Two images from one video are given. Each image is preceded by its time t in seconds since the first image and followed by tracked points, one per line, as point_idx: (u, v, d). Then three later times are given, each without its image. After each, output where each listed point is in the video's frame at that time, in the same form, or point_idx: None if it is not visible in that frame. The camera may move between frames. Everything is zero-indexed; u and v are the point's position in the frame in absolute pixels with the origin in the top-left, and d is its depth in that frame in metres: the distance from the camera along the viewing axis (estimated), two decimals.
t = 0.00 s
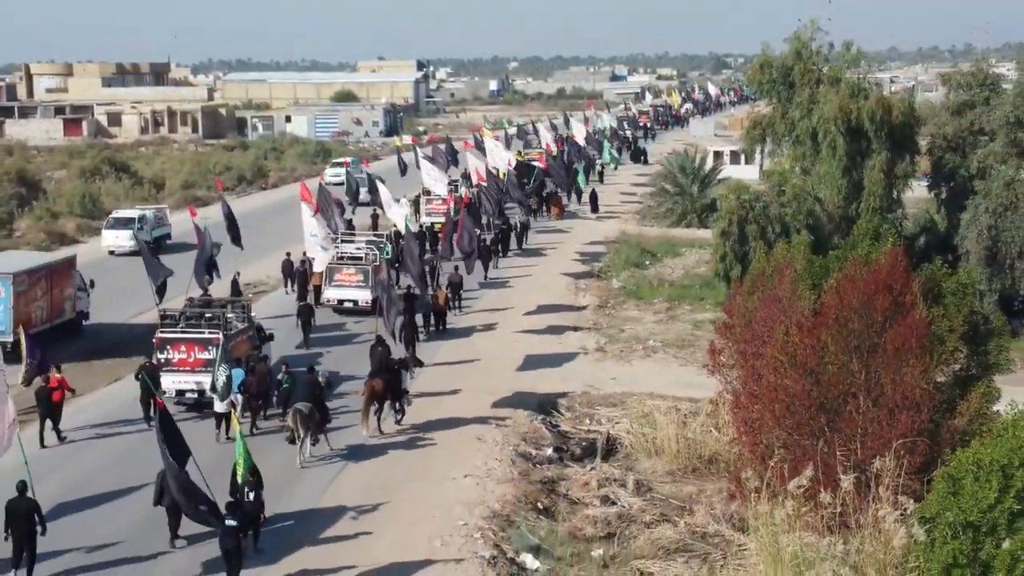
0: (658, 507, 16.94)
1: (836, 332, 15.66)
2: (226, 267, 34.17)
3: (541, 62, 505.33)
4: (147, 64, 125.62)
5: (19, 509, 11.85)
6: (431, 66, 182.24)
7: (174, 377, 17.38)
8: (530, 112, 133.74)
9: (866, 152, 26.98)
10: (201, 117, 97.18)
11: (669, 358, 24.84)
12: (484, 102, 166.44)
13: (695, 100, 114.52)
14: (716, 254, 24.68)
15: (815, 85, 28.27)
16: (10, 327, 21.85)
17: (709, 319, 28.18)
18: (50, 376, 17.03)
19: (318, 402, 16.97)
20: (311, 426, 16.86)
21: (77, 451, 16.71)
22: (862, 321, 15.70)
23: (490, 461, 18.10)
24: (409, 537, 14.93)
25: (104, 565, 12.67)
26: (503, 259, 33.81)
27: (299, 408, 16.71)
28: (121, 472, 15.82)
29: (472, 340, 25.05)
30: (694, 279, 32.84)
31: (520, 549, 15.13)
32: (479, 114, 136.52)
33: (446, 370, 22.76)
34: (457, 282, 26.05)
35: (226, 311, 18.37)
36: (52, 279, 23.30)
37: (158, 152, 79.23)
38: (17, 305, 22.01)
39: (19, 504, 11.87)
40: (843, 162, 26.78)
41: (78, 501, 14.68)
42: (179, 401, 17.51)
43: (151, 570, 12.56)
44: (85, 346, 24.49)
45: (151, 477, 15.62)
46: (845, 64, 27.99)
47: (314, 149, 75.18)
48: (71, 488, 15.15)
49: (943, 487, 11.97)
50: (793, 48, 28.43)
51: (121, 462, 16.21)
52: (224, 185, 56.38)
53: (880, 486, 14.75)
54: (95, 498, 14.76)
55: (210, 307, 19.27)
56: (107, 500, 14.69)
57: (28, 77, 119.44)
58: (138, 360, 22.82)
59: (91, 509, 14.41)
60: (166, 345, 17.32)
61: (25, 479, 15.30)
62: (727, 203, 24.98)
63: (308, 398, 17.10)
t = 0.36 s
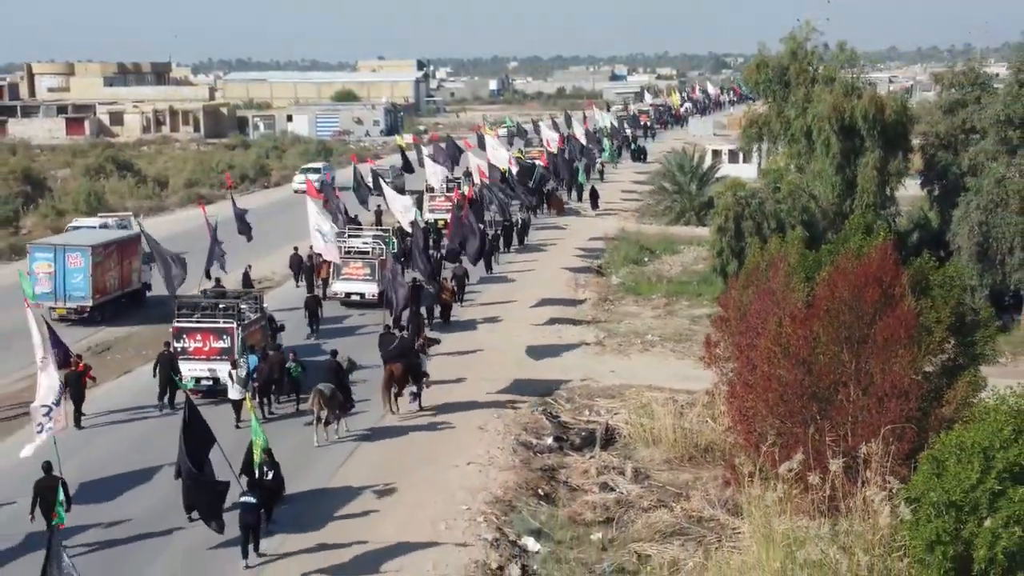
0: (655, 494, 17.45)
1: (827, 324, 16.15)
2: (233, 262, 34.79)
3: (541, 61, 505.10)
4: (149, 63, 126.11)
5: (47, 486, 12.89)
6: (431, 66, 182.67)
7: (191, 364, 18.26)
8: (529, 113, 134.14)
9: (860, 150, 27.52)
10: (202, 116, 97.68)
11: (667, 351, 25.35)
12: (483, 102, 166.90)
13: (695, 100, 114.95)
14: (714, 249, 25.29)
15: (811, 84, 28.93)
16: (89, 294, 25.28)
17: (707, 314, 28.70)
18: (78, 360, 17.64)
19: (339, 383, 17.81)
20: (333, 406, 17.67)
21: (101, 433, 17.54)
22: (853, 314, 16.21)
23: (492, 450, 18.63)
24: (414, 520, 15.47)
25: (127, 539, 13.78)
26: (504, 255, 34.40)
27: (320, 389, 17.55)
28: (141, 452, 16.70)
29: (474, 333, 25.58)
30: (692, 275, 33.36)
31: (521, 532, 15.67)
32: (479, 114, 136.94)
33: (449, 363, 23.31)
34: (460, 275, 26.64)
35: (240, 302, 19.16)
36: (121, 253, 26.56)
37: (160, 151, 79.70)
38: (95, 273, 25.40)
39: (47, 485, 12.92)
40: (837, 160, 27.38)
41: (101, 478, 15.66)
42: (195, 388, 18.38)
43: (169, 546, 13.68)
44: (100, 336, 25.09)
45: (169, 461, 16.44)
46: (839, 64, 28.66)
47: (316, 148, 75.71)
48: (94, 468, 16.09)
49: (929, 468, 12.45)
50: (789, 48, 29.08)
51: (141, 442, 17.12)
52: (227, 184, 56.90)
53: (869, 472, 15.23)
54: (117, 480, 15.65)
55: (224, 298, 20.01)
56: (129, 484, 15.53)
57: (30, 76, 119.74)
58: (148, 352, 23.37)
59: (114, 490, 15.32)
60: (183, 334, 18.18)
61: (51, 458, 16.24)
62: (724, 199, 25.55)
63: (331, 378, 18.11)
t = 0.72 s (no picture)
0: (652, 481, 17.93)
1: (820, 316, 16.62)
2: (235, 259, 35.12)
3: (541, 61, 505.33)
4: (150, 62, 126.72)
5: (69, 465, 13.37)
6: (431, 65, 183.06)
7: (205, 353, 19.08)
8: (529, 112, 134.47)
9: (854, 149, 28.10)
10: (203, 116, 98.11)
11: (665, 345, 25.79)
12: (484, 101, 167.24)
13: (695, 99, 115.27)
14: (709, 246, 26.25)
15: (806, 83, 29.53)
16: (149, 269, 28.70)
17: (704, 309, 29.12)
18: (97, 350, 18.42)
19: (360, 366, 18.57)
20: (355, 390, 18.48)
21: (116, 421, 18.19)
22: (845, 307, 16.69)
23: (493, 440, 19.08)
24: (418, 505, 15.97)
25: (144, 520, 14.44)
26: (505, 251, 34.89)
27: (341, 374, 18.37)
28: (157, 440, 17.31)
29: (475, 328, 26.04)
30: (690, 272, 33.80)
31: (522, 518, 16.16)
32: (479, 113, 137.32)
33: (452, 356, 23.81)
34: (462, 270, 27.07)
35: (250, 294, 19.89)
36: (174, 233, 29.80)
37: (162, 150, 80.14)
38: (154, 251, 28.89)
39: (70, 460, 13.34)
40: (830, 157, 27.99)
41: (120, 465, 16.24)
42: (210, 376, 19.14)
43: (186, 528, 14.34)
44: (108, 330, 25.61)
45: (183, 446, 17.02)
46: (833, 64, 29.24)
47: (317, 147, 76.16)
48: (109, 453, 16.72)
49: (914, 453, 12.93)
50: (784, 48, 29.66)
51: (157, 430, 17.73)
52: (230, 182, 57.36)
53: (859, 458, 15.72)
54: (131, 465, 16.29)
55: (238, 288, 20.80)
56: (144, 468, 16.18)
57: (31, 75, 120.20)
58: (156, 346, 23.86)
59: (130, 474, 15.99)
60: (197, 325, 18.98)
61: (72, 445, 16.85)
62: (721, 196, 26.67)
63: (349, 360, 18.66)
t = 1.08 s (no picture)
0: (650, 469, 18.41)
1: (813, 308, 17.13)
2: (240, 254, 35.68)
3: (541, 61, 505.76)
4: (151, 61, 127.32)
5: (93, 447, 14.02)
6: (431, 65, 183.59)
7: (216, 342, 19.85)
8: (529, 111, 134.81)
9: (847, 146, 29.06)
10: (205, 115, 98.66)
11: (663, 339, 26.29)
12: (484, 100, 167.74)
13: (695, 98, 115.76)
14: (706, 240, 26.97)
15: (802, 82, 30.26)
16: (200, 247, 30.93)
17: (702, 304, 29.63)
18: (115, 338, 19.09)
19: (380, 351, 19.54)
20: (376, 374, 19.47)
21: (132, 408, 18.84)
22: (838, 298, 17.22)
23: (495, 429, 19.58)
24: (423, 491, 16.46)
25: (161, 502, 15.07)
26: (506, 247, 35.45)
27: (362, 359, 19.30)
28: (172, 426, 17.96)
29: (476, 322, 26.54)
30: (688, 268, 34.30)
31: (523, 504, 16.67)
32: (479, 112, 137.81)
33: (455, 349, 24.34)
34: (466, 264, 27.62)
35: (264, 284, 20.53)
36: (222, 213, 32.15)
37: (164, 149, 80.68)
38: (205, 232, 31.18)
39: (96, 443, 13.96)
40: (827, 153, 29.00)
41: (137, 450, 16.89)
42: (224, 364, 19.91)
43: (201, 510, 14.94)
44: (118, 323, 26.13)
45: (196, 432, 17.66)
46: (828, 64, 29.97)
47: (319, 145, 76.68)
48: (126, 438, 17.36)
49: (902, 439, 13.53)
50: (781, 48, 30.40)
51: (171, 417, 18.39)
52: (233, 180, 57.89)
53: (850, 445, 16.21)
54: (148, 449, 16.95)
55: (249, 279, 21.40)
56: (160, 452, 16.82)
57: (34, 75, 120.82)
58: (165, 338, 24.40)
59: (147, 458, 16.65)
60: (211, 314, 19.72)
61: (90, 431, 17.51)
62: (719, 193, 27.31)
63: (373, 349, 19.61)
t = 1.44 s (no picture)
0: (647, 459, 18.85)
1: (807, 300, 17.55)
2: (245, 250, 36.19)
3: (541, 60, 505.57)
4: (152, 60, 127.71)
5: (114, 427, 14.78)
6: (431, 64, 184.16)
7: (229, 333, 20.54)
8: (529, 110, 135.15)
9: (842, 144, 29.63)
10: (207, 114, 99.05)
11: (661, 334, 26.73)
12: (483, 100, 168.20)
13: (694, 97, 116.19)
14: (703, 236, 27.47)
15: (798, 81, 30.79)
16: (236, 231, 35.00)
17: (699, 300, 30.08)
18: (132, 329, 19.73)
19: (399, 339, 20.50)
20: (395, 359, 20.47)
21: (146, 396, 19.43)
22: (831, 291, 17.63)
23: (496, 420, 20.02)
24: (426, 479, 16.90)
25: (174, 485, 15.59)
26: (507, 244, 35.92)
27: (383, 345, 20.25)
28: (184, 414, 18.50)
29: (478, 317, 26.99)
30: (686, 264, 34.75)
31: (524, 492, 17.11)
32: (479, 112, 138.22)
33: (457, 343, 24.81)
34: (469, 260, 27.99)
35: (273, 277, 21.24)
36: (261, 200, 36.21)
37: (166, 148, 81.07)
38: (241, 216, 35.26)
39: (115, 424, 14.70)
40: (822, 151, 29.65)
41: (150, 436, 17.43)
42: (236, 353, 20.62)
43: (213, 494, 15.44)
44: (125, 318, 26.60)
45: (207, 420, 18.19)
46: (823, 63, 30.51)
47: (319, 144, 77.11)
48: (142, 424, 17.95)
49: (891, 426, 13.95)
50: (777, 47, 30.94)
51: (183, 405, 18.94)
52: (235, 178, 58.32)
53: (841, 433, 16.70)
54: (165, 435, 17.55)
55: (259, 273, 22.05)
56: (176, 437, 17.44)
57: (36, 74, 121.28)
58: (172, 332, 24.85)
59: (163, 443, 17.26)
60: (223, 306, 20.40)
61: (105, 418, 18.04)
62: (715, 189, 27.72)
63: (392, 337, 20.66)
